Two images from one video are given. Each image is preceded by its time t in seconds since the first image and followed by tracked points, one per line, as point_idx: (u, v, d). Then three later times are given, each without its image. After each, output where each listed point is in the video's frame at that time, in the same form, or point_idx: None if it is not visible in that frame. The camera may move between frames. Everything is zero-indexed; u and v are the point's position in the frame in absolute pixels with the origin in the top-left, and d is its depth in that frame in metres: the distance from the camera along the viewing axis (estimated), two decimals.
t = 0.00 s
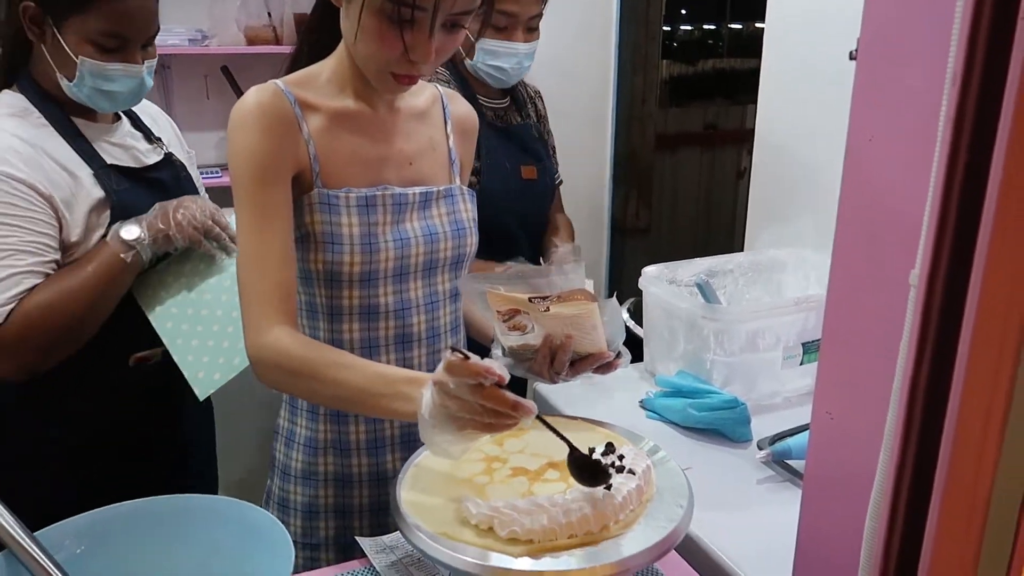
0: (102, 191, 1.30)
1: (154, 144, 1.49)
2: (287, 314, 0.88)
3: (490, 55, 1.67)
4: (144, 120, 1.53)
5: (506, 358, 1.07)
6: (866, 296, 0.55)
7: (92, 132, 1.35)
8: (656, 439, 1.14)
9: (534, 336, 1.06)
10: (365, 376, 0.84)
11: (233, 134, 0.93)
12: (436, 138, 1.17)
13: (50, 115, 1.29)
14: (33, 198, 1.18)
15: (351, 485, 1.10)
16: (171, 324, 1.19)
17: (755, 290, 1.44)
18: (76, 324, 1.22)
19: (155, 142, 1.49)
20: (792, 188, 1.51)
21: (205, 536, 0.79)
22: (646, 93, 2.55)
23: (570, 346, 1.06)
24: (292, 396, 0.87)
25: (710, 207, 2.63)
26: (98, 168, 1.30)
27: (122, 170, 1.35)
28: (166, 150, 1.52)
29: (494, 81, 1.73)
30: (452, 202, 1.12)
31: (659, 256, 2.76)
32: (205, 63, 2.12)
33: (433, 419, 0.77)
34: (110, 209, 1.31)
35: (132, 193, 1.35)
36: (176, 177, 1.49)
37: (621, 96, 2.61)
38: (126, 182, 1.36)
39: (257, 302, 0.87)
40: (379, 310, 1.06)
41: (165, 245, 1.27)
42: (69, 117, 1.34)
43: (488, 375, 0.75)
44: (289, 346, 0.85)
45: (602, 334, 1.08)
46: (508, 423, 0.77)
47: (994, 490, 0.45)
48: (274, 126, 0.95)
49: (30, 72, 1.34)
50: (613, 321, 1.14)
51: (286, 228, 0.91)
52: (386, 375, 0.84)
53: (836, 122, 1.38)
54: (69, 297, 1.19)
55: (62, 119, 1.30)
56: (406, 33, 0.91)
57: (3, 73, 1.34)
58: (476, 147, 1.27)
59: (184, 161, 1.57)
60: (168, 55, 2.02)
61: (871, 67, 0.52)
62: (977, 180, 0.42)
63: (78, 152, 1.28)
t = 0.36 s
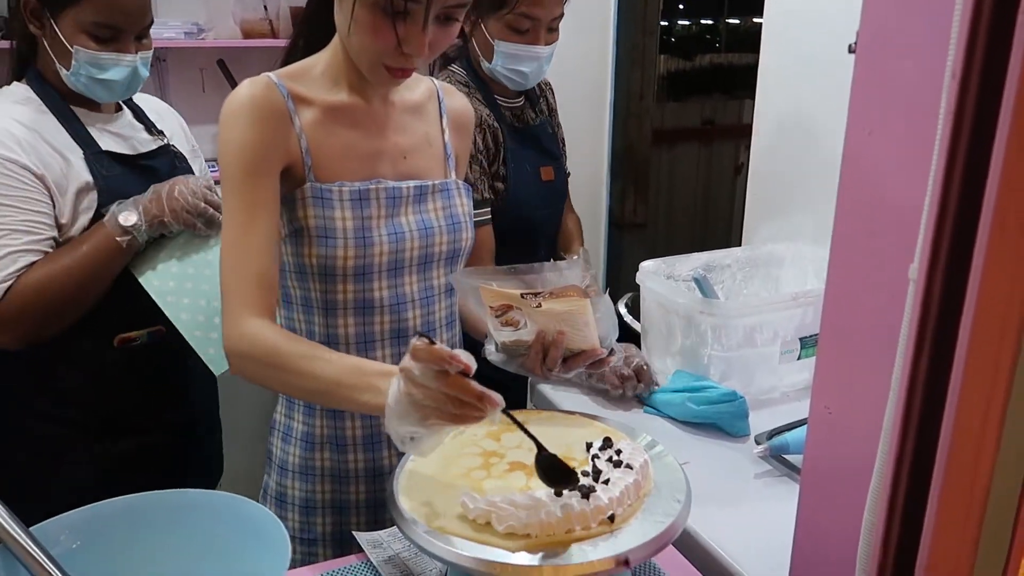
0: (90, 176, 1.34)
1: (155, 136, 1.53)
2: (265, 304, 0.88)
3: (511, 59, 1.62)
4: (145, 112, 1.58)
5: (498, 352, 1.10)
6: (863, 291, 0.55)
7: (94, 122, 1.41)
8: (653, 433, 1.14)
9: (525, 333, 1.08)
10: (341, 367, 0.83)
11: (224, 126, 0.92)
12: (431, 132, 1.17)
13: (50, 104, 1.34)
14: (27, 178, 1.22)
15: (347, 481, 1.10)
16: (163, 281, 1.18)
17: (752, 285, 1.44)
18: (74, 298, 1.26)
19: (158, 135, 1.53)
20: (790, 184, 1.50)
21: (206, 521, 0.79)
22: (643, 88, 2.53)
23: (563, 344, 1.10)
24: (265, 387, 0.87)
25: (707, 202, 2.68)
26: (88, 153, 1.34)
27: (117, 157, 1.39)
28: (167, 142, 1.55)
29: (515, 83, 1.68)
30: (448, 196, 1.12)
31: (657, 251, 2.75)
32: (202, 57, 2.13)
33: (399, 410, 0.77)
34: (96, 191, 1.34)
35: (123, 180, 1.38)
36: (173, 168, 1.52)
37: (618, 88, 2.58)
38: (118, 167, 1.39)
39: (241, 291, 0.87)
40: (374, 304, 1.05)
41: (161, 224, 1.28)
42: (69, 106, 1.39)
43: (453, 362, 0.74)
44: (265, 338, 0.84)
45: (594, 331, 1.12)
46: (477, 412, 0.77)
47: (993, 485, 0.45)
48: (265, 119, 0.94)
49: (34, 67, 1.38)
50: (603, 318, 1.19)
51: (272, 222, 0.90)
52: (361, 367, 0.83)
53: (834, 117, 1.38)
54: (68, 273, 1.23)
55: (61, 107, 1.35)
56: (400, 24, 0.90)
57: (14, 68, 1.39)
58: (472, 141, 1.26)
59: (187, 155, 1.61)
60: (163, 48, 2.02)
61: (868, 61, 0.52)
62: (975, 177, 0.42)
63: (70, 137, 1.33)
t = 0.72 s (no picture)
0: (78, 166, 1.35)
1: (157, 128, 1.54)
2: (241, 294, 0.87)
3: (515, 56, 1.62)
4: (150, 106, 1.59)
5: (493, 347, 1.09)
6: (863, 284, 0.55)
7: (91, 114, 1.42)
8: (651, 428, 1.14)
9: (522, 327, 1.08)
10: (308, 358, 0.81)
11: (216, 117, 0.92)
12: (429, 126, 1.17)
13: (48, 97, 1.35)
14: (14, 169, 1.24)
15: (341, 475, 1.10)
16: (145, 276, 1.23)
17: (751, 280, 1.44)
18: (57, 286, 1.28)
19: (160, 127, 1.54)
20: (789, 179, 1.50)
21: (202, 518, 0.79)
22: (643, 82, 2.51)
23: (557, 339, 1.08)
24: (235, 377, 0.86)
25: (707, 199, 2.70)
26: (78, 143, 1.35)
27: (110, 148, 1.40)
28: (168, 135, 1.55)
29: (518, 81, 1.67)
30: (445, 190, 1.12)
31: (655, 246, 2.76)
32: (199, 50, 2.13)
33: (354, 403, 0.74)
34: (81, 181, 1.35)
35: (113, 172, 1.39)
36: (167, 158, 1.52)
37: (617, 85, 2.58)
38: (109, 159, 1.40)
39: (218, 281, 0.86)
40: (369, 298, 1.05)
41: (142, 220, 1.28)
42: (69, 100, 1.41)
43: (403, 360, 0.69)
44: (234, 328, 0.83)
45: (590, 327, 1.12)
46: (427, 416, 0.72)
47: (993, 481, 0.45)
48: (257, 111, 0.94)
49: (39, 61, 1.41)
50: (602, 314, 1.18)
51: (258, 214, 0.90)
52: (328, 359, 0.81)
53: (834, 112, 1.38)
54: (51, 263, 1.25)
55: (59, 99, 1.36)
56: (393, 17, 0.90)
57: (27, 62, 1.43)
58: (471, 135, 1.26)
59: (189, 149, 1.61)
60: (161, 41, 2.02)
61: (869, 52, 0.51)
62: (977, 173, 0.42)
63: (61, 127, 1.34)
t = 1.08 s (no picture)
0: (61, 162, 1.35)
1: (151, 126, 1.53)
2: (213, 284, 0.86)
3: (534, 42, 1.65)
4: (149, 103, 1.58)
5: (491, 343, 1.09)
6: (861, 280, 0.55)
7: (83, 112, 1.42)
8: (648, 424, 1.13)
9: (518, 324, 1.06)
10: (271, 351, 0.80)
11: (209, 112, 0.91)
12: (427, 122, 1.16)
13: (41, 93, 1.37)
14: None
15: (338, 471, 1.09)
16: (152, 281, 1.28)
17: (750, 276, 1.44)
18: (36, 281, 1.29)
19: (156, 125, 1.54)
20: (788, 175, 1.50)
21: (201, 512, 0.79)
22: (641, 78, 2.50)
23: (551, 335, 1.05)
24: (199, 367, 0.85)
25: (706, 197, 2.72)
26: (67, 140, 1.36)
27: (98, 145, 1.40)
28: (163, 132, 1.55)
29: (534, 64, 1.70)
30: (442, 185, 1.11)
31: (654, 243, 2.75)
32: (195, 46, 2.13)
33: (315, 396, 0.75)
34: (64, 177, 1.35)
35: (95, 166, 1.39)
36: (156, 156, 1.51)
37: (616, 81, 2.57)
38: (94, 152, 1.40)
39: (200, 269, 0.85)
40: (366, 294, 1.05)
41: (116, 218, 1.29)
42: (63, 96, 1.41)
43: (364, 349, 0.70)
44: (203, 318, 0.82)
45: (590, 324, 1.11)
46: (388, 404, 0.73)
47: (990, 480, 0.45)
48: (250, 106, 0.93)
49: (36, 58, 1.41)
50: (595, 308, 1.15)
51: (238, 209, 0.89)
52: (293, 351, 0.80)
53: (833, 109, 1.38)
54: (32, 257, 1.26)
55: (53, 99, 1.37)
56: (387, 14, 0.90)
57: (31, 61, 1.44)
58: (468, 131, 1.26)
59: (186, 147, 1.61)
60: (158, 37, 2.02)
61: (866, 47, 0.51)
62: (974, 172, 0.42)
63: (47, 122, 1.35)
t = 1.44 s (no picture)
0: (45, 160, 1.35)
1: (140, 125, 1.52)
2: (215, 286, 0.85)
3: (544, 37, 1.65)
4: (139, 103, 1.57)
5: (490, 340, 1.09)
6: (859, 279, 0.55)
7: (69, 109, 1.42)
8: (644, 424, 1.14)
9: (518, 321, 1.06)
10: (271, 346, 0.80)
11: (208, 111, 0.91)
12: (423, 121, 1.16)
13: (27, 90, 1.36)
14: None
15: (339, 471, 1.09)
16: (155, 276, 1.28)
17: (747, 275, 1.44)
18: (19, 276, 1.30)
19: (144, 123, 1.53)
20: (785, 175, 1.50)
21: (198, 507, 0.79)
22: (638, 77, 2.52)
23: (552, 331, 1.05)
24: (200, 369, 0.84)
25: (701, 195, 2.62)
26: (52, 138, 1.36)
27: (83, 144, 1.41)
28: (152, 131, 1.54)
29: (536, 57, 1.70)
30: (440, 184, 1.11)
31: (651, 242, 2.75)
32: (190, 44, 2.12)
33: (332, 391, 0.74)
34: (48, 175, 1.35)
35: (77, 162, 1.39)
36: (142, 154, 1.50)
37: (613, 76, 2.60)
38: (78, 150, 1.40)
39: (207, 269, 0.85)
40: (366, 294, 1.05)
41: (94, 214, 1.28)
42: (51, 95, 1.41)
43: (388, 337, 0.69)
44: (204, 317, 0.82)
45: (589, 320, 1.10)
46: (410, 395, 0.73)
47: (989, 479, 0.45)
48: (248, 105, 0.93)
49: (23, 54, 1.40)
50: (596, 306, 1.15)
51: (236, 208, 0.89)
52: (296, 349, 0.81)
53: (830, 109, 1.37)
54: (14, 256, 1.27)
55: (40, 98, 1.37)
56: (387, 13, 0.89)
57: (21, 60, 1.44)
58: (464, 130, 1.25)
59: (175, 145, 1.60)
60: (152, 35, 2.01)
61: (863, 47, 0.51)
62: (973, 172, 0.42)
63: (33, 120, 1.35)
